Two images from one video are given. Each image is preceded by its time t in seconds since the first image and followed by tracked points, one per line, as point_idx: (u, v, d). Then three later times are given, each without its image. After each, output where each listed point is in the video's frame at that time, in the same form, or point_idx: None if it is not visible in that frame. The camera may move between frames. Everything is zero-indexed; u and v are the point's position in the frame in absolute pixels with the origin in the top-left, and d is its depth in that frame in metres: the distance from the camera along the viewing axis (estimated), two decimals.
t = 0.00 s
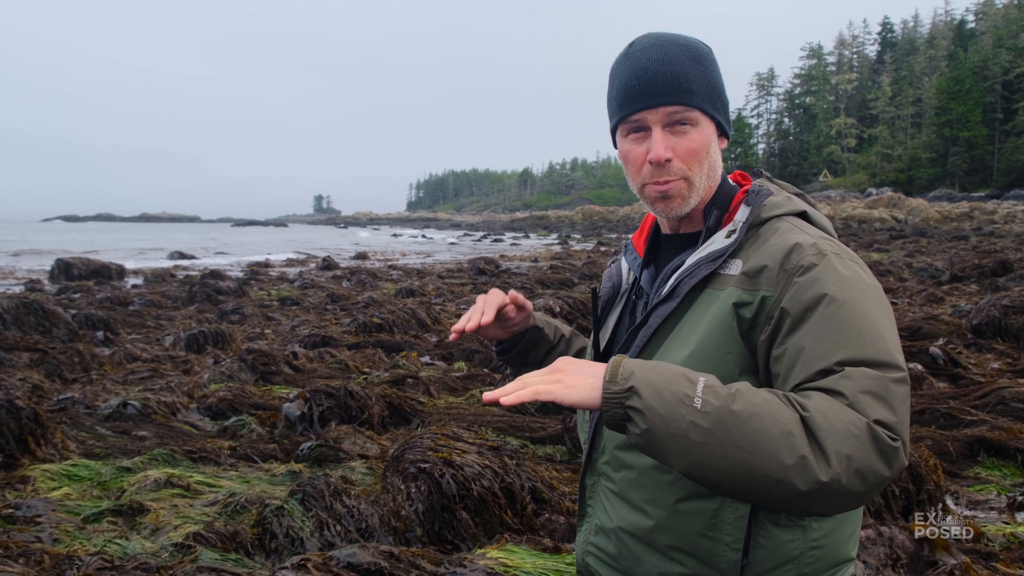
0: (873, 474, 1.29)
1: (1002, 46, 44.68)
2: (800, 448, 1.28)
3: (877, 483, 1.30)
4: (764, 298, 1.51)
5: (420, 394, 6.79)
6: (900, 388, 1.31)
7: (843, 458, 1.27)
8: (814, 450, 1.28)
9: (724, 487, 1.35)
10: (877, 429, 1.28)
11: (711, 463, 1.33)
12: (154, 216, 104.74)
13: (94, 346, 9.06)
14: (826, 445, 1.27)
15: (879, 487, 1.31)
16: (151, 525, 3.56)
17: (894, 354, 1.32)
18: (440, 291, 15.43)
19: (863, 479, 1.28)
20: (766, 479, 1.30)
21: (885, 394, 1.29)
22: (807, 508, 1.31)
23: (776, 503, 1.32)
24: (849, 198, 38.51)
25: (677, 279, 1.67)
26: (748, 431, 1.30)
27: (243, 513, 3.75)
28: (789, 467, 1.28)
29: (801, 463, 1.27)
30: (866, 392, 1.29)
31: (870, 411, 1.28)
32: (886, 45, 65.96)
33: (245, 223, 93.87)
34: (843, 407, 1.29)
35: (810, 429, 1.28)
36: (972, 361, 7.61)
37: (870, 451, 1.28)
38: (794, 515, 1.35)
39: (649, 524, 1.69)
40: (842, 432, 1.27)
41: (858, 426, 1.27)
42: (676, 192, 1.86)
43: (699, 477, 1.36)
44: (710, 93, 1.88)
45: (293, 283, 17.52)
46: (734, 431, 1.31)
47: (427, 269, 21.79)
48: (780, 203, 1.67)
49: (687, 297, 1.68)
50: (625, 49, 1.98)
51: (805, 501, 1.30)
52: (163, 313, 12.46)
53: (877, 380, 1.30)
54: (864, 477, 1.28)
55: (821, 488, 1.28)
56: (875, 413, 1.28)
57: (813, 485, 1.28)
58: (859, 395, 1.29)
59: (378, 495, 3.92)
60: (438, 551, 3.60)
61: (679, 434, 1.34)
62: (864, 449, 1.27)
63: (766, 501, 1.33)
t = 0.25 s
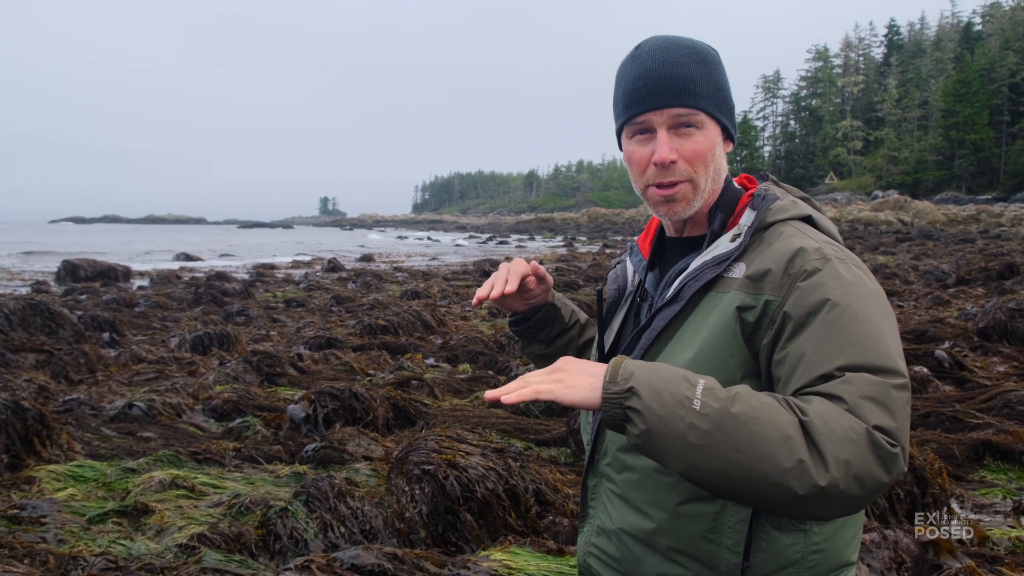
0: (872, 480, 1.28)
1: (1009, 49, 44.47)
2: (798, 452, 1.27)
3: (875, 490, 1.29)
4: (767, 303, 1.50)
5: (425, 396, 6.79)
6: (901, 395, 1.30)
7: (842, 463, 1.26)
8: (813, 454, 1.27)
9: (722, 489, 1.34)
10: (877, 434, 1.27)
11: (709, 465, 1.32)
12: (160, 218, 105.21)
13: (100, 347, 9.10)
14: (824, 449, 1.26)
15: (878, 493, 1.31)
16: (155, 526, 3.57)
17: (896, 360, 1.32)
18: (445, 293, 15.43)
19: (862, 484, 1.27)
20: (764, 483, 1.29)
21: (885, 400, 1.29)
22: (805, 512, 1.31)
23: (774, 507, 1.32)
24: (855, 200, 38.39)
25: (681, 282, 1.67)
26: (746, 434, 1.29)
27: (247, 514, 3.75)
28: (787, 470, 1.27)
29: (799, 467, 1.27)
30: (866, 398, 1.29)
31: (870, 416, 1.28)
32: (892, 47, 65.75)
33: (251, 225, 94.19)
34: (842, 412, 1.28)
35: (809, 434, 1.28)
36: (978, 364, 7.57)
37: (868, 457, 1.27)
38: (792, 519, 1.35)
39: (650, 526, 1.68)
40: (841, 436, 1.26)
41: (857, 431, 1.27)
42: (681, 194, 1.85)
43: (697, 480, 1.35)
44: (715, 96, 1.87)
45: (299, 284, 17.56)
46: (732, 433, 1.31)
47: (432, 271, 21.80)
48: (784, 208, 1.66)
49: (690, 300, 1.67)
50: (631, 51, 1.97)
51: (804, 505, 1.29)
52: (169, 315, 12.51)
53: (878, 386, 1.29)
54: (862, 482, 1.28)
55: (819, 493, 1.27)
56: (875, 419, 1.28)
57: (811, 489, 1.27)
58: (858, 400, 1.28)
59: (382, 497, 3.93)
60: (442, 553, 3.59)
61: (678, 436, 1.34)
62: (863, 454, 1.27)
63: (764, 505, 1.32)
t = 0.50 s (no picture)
0: (873, 482, 1.27)
1: (1015, 49, 44.29)
2: (799, 454, 1.27)
3: (876, 491, 1.28)
4: (771, 304, 1.50)
5: (429, 398, 6.79)
6: (904, 397, 1.29)
7: (842, 465, 1.25)
8: (813, 456, 1.26)
9: (723, 492, 1.34)
10: (878, 436, 1.26)
11: (710, 468, 1.32)
12: (166, 221, 105.60)
13: (105, 350, 9.14)
14: (825, 451, 1.25)
15: (878, 495, 1.30)
16: (160, 528, 3.58)
17: (898, 362, 1.31)
18: (450, 295, 15.44)
19: (863, 486, 1.26)
20: (765, 485, 1.29)
21: (886, 402, 1.28)
22: (805, 514, 1.30)
23: (774, 509, 1.32)
24: (860, 202, 38.27)
25: (685, 284, 1.66)
26: (747, 436, 1.29)
27: (252, 516, 3.76)
28: (787, 472, 1.27)
29: (799, 469, 1.26)
30: (868, 400, 1.28)
31: (871, 417, 1.27)
32: (897, 48, 65.54)
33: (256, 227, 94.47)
34: (844, 414, 1.28)
35: (810, 436, 1.27)
36: (983, 365, 7.53)
37: (869, 459, 1.26)
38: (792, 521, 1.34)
39: (653, 526, 1.68)
40: (842, 438, 1.26)
41: (858, 433, 1.26)
42: (684, 197, 1.85)
43: (697, 482, 1.35)
44: (717, 99, 1.87)
45: (304, 287, 17.60)
46: (732, 437, 1.30)
47: (436, 273, 21.82)
48: (789, 209, 1.65)
49: (694, 302, 1.66)
50: (633, 54, 1.97)
51: (804, 507, 1.29)
52: (174, 317, 12.54)
53: (880, 388, 1.28)
54: (863, 484, 1.27)
55: (820, 495, 1.26)
56: (876, 421, 1.27)
57: (812, 492, 1.26)
58: (861, 402, 1.28)
59: (386, 499, 3.93)
60: (447, 555, 3.59)
61: (678, 439, 1.34)
62: (863, 457, 1.26)
63: (764, 507, 1.32)
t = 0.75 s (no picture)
0: (869, 481, 1.27)
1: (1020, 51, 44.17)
2: (795, 454, 1.26)
3: (874, 491, 1.28)
4: (772, 303, 1.49)
5: (433, 399, 6.78)
6: (902, 396, 1.29)
7: (839, 464, 1.25)
8: (810, 456, 1.26)
9: (719, 490, 1.33)
10: (874, 435, 1.26)
11: (707, 468, 1.32)
12: (170, 223, 105.92)
13: (109, 352, 9.17)
14: (822, 452, 1.25)
15: (876, 495, 1.29)
16: (164, 530, 3.58)
17: (897, 361, 1.31)
18: (454, 296, 15.45)
19: (860, 486, 1.26)
20: (762, 484, 1.28)
21: (885, 401, 1.28)
22: (803, 514, 1.30)
23: (771, 509, 1.31)
24: (864, 203, 38.18)
25: (689, 283, 1.66)
26: (744, 436, 1.29)
27: (255, 518, 3.76)
28: (784, 472, 1.26)
29: (796, 469, 1.26)
30: (867, 400, 1.28)
31: (869, 417, 1.27)
32: (901, 50, 65.38)
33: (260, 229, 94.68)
34: (840, 413, 1.27)
35: (807, 436, 1.27)
36: (988, 367, 7.50)
37: (866, 459, 1.26)
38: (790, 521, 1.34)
39: (657, 526, 1.68)
40: (839, 438, 1.25)
41: (855, 433, 1.26)
42: (688, 193, 1.84)
43: (695, 482, 1.35)
44: (721, 96, 1.87)
45: (308, 288, 17.62)
46: (730, 437, 1.30)
47: (439, 275, 21.81)
48: (790, 209, 1.65)
49: (696, 302, 1.66)
50: (638, 52, 1.97)
51: (802, 507, 1.28)
52: (178, 319, 12.57)
53: (878, 388, 1.28)
54: (860, 484, 1.26)
55: (817, 495, 1.26)
56: (874, 421, 1.27)
57: (808, 491, 1.26)
58: (859, 401, 1.27)
59: (390, 500, 3.93)
60: (450, 556, 3.59)
61: (676, 439, 1.33)
62: (861, 457, 1.26)
63: (760, 507, 1.32)
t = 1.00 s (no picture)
0: (876, 482, 1.27)
1: None
2: (802, 457, 1.26)
3: (879, 492, 1.28)
4: (773, 304, 1.49)
5: (435, 400, 6.78)
6: (905, 397, 1.29)
7: (845, 467, 1.25)
8: (816, 459, 1.26)
9: (726, 494, 1.33)
10: (880, 437, 1.26)
11: (713, 472, 1.31)
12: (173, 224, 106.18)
13: (112, 352, 9.18)
14: (828, 454, 1.25)
15: (881, 496, 1.29)
16: (166, 531, 3.59)
17: (900, 362, 1.31)
18: (457, 297, 15.45)
19: (866, 487, 1.26)
20: (769, 487, 1.28)
21: (889, 402, 1.27)
22: (809, 516, 1.29)
23: (778, 512, 1.31)
24: (867, 204, 38.11)
25: (686, 285, 1.65)
26: (750, 440, 1.28)
27: (258, 518, 3.76)
28: (792, 475, 1.26)
29: (803, 472, 1.25)
30: (872, 401, 1.27)
31: (874, 418, 1.27)
32: (905, 51, 65.24)
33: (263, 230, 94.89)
34: (846, 415, 1.27)
35: (814, 439, 1.26)
36: (991, 368, 7.48)
37: (872, 460, 1.25)
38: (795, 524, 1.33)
39: (656, 527, 1.67)
40: (845, 440, 1.25)
41: (861, 434, 1.25)
42: (687, 190, 1.84)
43: (701, 486, 1.34)
44: (721, 94, 1.87)
45: (310, 289, 17.64)
46: (735, 441, 1.29)
47: (442, 276, 21.81)
48: (789, 209, 1.65)
49: (696, 303, 1.65)
50: (637, 49, 1.97)
51: (808, 510, 1.28)
52: (181, 320, 12.60)
53: (882, 388, 1.28)
54: (866, 485, 1.26)
55: (823, 497, 1.26)
56: (878, 422, 1.26)
57: (815, 494, 1.26)
58: (864, 403, 1.27)
59: (392, 501, 3.93)
60: (452, 557, 3.59)
61: (681, 443, 1.33)
62: (867, 458, 1.25)
63: (767, 510, 1.31)
